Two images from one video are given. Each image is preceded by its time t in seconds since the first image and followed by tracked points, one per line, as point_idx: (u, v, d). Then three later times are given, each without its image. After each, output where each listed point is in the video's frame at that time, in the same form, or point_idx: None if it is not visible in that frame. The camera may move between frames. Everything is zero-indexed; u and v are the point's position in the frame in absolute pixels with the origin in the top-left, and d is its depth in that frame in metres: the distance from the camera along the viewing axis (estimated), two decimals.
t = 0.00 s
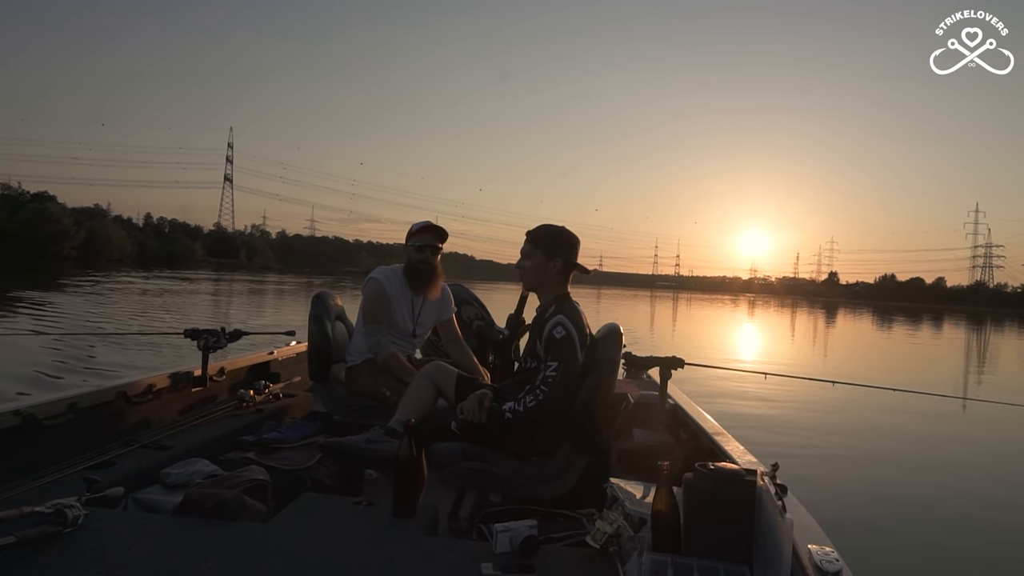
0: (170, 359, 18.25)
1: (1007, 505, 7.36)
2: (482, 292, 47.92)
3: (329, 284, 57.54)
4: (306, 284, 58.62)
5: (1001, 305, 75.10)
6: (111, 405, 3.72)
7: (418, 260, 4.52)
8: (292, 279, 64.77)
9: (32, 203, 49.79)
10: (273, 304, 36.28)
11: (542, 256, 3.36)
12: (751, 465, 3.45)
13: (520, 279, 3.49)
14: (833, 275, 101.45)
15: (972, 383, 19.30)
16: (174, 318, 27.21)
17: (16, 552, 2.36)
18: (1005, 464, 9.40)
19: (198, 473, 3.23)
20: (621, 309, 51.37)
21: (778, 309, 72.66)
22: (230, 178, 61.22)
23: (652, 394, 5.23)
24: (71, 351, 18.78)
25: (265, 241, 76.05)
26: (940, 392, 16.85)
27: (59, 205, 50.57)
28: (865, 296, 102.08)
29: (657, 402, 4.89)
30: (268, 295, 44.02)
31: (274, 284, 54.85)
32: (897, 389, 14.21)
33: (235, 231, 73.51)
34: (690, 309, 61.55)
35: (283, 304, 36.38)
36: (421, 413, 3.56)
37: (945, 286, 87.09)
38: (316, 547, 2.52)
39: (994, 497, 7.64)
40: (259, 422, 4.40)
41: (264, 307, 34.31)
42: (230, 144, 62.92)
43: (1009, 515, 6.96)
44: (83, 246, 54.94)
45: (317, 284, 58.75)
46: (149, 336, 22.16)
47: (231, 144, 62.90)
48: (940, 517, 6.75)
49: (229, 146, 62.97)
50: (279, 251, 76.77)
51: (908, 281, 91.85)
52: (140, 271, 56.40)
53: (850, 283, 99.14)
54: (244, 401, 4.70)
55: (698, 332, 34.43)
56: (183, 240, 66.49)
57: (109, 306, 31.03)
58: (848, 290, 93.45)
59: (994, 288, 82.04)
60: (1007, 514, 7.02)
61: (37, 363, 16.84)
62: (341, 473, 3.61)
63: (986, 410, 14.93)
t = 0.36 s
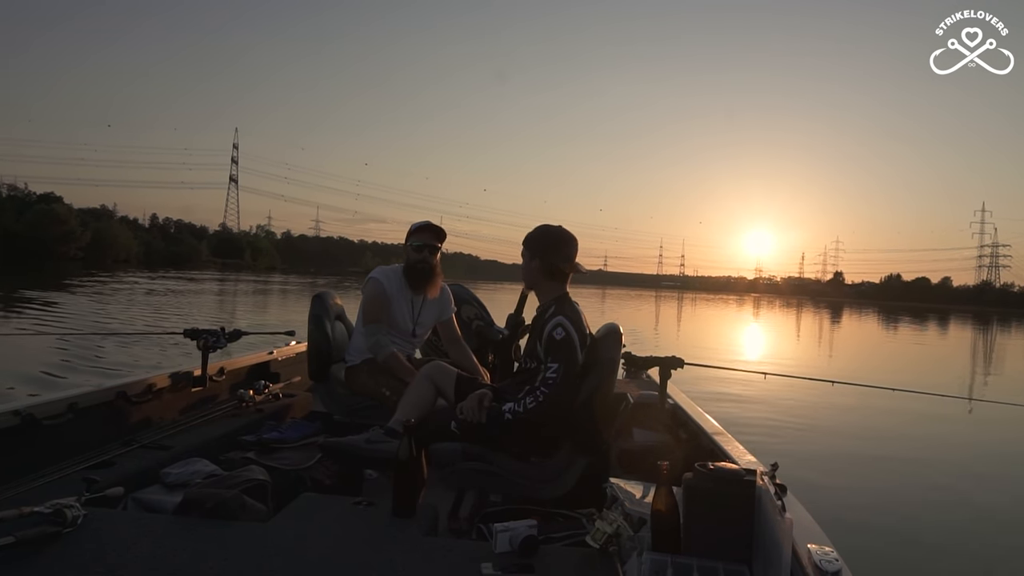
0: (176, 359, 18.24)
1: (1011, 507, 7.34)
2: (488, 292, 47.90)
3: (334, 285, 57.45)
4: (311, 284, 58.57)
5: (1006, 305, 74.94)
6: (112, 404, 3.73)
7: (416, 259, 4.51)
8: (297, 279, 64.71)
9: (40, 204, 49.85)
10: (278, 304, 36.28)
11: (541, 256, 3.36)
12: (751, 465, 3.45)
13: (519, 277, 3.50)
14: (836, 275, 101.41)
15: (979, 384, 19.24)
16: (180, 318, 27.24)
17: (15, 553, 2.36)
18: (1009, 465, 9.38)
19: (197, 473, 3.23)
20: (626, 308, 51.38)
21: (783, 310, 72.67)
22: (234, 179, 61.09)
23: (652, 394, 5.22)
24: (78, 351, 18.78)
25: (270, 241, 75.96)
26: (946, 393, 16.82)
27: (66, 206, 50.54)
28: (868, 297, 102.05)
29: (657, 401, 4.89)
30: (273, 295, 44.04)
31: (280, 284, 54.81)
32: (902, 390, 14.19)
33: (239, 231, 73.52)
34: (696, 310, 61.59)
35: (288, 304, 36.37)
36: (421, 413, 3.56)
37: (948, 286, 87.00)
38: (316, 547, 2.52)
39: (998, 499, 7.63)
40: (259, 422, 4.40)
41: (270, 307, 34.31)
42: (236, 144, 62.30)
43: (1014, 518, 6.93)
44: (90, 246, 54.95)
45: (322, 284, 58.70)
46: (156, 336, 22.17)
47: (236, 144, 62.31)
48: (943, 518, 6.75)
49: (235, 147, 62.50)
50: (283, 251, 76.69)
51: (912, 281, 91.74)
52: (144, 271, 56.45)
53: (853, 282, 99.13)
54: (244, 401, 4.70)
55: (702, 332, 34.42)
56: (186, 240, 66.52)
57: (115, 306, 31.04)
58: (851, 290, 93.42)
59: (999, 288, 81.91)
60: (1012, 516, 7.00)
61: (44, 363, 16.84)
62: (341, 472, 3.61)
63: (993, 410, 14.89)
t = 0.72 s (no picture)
0: (183, 359, 18.26)
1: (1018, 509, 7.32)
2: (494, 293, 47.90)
3: (340, 285, 57.49)
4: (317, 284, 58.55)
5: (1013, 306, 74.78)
6: (111, 404, 3.73)
7: (417, 259, 4.51)
8: (302, 279, 64.72)
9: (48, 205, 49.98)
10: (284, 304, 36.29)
11: (543, 255, 3.35)
12: (752, 466, 3.45)
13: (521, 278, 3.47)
14: (846, 275, 101.19)
15: (987, 385, 19.19)
16: (188, 318, 27.28)
17: (14, 552, 2.36)
18: (1016, 466, 9.36)
19: (196, 473, 3.23)
20: (633, 309, 51.41)
21: (789, 310, 72.65)
22: (241, 179, 61.18)
23: (652, 394, 5.21)
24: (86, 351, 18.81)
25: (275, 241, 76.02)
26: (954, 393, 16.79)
27: (74, 207, 50.63)
28: (873, 297, 101.95)
29: (657, 401, 4.89)
30: (281, 295, 44.07)
31: (286, 284, 54.83)
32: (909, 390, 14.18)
33: (244, 231, 73.60)
34: (703, 310, 61.65)
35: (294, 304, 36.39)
36: (421, 413, 3.56)
37: (954, 286, 86.87)
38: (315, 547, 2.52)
39: (1004, 500, 7.62)
40: (258, 422, 4.39)
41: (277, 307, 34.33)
42: (243, 146, 62.48)
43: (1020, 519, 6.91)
44: (98, 247, 55.04)
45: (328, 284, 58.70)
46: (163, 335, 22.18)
47: (243, 145, 62.49)
48: (946, 519, 6.73)
49: (242, 148, 62.62)
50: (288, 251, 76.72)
51: (918, 281, 91.60)
52: (150, 271, 56.52)
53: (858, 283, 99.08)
54: (243, 401, 4.70)
55: (707, 332, 34.42)
56: (192, 240, 66.61)
57: (122, 305, 31.10)
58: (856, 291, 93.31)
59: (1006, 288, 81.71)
60: (1018, 517, 6.98)
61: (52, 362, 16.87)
62: (340, 473, 3.61)
63: (1001, 411, 14.86)
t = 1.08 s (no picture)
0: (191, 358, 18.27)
1: None
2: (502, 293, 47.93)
3: (347, 285, 57.52)
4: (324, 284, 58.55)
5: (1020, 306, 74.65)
6: (111, 404, 3.73)
7: (417, 259, 4.51)
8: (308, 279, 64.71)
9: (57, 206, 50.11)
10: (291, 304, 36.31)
11: (541, 257, 3.36)
12: (752, 466, 3.45)
13: (524, 279, 3.45)
14: (852, 275, 101.14)
15: (996, 386, 19.16)
16: (197, 317, 27.33)
17: (15, 552, 2.36)
18: None
19: (197, 473, 3.23)
20: (642, 309, 51.44)
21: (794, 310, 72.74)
22: (248, 180, 61.29)
23: (652, 394, 5.21)
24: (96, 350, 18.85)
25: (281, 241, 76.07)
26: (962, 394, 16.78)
27: (83, 208, 50.76)
28: (877, 297, 101.99)
29: (657, 401, 4.89)
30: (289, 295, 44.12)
31: (293, 284, 54.85)
32: (918, 391, 14.18)
33: (249, 231, 73.69)
34: (710, 310, 61.80)
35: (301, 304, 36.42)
36: (421, 413, 3.56)
37: (959, 286, 86.90)
38: (317, 547, 2.52)
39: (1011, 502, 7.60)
40: (259, 422, 4.39)
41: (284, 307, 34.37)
42: (250, 147, 62.69)
43: None
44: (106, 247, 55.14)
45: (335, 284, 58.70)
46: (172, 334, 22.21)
47: (250, 146, 62.71)
48: (953, 521, 6.72)
49: (249, 149, 62.82)
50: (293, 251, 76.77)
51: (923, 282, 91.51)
52: (158, 271, 56.64)
53: (862, 283, 99.15)
54: (244, 401, 4.69)
55: (716, 333, 34.44)
56: (197, 240, 66.77)
57: (130, 305, 31.15)
58: (860, 291, 93.39)
59: (1012, 288, 81.58)
60: None
61: (60, 361, 16.88)
62: (340, 473, 3.61)
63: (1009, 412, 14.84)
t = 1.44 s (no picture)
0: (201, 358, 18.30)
1: None
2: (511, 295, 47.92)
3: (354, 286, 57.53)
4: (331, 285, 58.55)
5: None
6: (111, 405, 3.73)
7: (417, 259, 4.51)
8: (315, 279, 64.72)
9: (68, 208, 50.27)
10: (299, 305, 36.37)
11: (541, 255, 3.36)
12: (751, 466, 3.45)
13: (525, 279, 3.46)
14: (858, 276, 101.05)
15: (1005, 387, 19.10)
16: (207, 318, 27.41)
17: (15, 552, 2.36)
18: None
19: (197, 473, 3.23)
20: (651, 311, 51.41)
21: (799, 310, 72.82)
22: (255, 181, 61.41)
23: (652, 394, 5.21)
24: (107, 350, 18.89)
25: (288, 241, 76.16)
26: (971, 396, 16.74)
27: (92, 209, 50.88)
28: (881, 297, 101.99)
29: (657, 401, 4.89)
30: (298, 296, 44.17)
31: (301, 285, 54.84)
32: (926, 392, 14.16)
33: (256, 232, 73.77)
34: (717, 311, 61.95)
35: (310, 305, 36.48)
36: (420, 413, 3.57)
37: (967, 287, 86.71)
38: (316, 546, 2.52)
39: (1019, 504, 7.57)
40: (259, 422, 4.39)
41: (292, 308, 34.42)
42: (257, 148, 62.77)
43: None
44: (115, 248, 55.29)
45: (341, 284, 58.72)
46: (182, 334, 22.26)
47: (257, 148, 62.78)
48: (960, 523, 6.70)
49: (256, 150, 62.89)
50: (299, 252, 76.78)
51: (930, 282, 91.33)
52: (166, 272, 56.71)
53: (867, 283, 99.20)
54: (244, 401, 4.67)
55: (725, 334, 34.38)
56: (203, 240, 66.93)
57: (140, 305, 31.23)
58: (865, 291, 93.41)
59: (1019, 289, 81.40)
60: None
61: (69, 360, 16.92)
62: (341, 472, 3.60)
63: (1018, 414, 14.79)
